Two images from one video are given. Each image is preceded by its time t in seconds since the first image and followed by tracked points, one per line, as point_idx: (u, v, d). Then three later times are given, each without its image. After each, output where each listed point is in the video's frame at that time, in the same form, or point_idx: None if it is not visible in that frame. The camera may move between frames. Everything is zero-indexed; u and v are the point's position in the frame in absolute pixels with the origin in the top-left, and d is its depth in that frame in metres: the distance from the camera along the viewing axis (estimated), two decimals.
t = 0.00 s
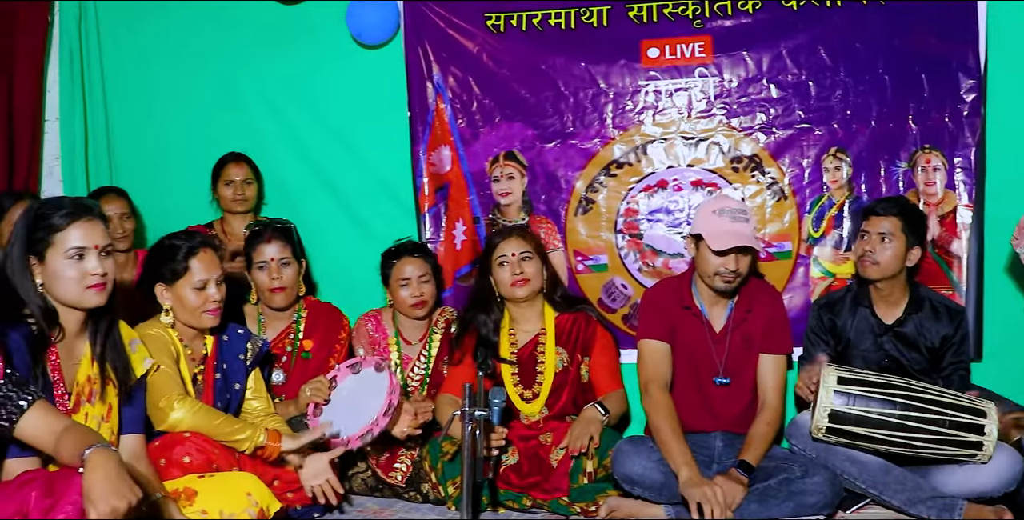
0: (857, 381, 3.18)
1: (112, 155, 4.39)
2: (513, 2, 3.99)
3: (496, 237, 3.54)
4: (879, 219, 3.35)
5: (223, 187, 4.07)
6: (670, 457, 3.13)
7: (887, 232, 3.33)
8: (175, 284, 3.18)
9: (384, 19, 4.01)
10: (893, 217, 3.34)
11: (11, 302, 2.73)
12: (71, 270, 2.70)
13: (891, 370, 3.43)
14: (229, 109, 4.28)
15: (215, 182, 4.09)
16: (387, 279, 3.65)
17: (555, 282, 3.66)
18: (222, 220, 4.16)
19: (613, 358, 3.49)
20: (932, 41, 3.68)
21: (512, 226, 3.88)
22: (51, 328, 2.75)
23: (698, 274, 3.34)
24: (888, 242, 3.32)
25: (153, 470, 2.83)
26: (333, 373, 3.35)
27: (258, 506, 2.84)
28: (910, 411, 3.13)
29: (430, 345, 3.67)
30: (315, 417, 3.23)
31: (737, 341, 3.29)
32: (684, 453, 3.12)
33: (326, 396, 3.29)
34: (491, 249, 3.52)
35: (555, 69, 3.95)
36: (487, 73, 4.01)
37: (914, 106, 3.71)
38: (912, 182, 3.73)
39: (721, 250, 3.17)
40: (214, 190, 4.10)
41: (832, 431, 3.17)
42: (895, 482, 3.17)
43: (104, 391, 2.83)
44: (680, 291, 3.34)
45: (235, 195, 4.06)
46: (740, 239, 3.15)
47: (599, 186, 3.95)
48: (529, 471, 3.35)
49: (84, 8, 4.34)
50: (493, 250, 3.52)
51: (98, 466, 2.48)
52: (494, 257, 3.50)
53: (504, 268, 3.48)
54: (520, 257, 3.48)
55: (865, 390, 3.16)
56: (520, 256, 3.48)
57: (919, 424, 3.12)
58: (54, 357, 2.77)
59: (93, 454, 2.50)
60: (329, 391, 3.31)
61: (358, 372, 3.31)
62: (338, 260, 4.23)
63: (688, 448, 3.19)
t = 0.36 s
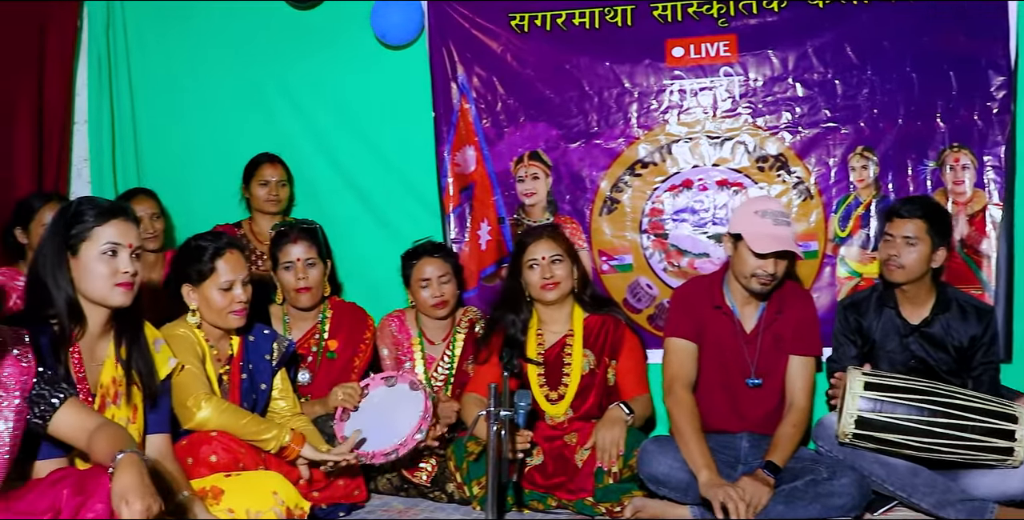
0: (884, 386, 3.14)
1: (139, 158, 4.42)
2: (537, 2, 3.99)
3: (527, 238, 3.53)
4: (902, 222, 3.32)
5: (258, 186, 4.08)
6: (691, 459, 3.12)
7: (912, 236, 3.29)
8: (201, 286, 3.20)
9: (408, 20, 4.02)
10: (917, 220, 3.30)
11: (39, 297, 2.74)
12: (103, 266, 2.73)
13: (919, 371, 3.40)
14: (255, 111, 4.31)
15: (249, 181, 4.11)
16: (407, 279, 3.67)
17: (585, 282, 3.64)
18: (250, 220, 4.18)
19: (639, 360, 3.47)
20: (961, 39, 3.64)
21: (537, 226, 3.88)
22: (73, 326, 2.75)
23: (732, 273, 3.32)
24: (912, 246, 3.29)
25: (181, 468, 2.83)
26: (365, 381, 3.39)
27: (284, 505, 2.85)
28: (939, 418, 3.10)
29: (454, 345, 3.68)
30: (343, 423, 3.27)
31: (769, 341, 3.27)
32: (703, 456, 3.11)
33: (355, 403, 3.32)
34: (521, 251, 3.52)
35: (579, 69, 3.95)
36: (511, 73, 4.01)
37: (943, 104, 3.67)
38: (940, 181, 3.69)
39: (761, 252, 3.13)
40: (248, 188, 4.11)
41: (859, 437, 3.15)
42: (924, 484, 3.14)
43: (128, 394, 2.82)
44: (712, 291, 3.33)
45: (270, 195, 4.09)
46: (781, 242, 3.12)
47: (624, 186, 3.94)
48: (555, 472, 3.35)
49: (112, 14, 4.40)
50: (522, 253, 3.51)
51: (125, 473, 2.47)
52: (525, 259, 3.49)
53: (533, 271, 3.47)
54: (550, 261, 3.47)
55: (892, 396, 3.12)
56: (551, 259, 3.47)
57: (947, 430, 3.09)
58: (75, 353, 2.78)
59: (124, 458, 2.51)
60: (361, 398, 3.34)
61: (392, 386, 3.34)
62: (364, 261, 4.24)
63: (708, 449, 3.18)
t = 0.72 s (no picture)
0: (923, 387, 3.10)
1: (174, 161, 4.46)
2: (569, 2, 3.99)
3: (562, 238, 3.53)
4: (943, 223, 3.27)
5: (287, 188, 4.12)
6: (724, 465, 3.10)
7: (958, 236, 3.25)
8: (235, 287, 3.23)
9: (440, 21, 4.04)
10: (959, 220, 3.26)
11: (74, 294, 2.77)
12: (134, 265, 2.74)
13: (957, 373, 3.35)
14: (287, 112, 4.34)
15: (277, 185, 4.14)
16: (441, 278, 3.68)
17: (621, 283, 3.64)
18: (281, 222, 4.22)
19: (673, 363, 3.46)
20: (999, 35, 3.60)
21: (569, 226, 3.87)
22: (102, 323, 2.76)
23: (763, 273, 3.29)
24: (959, 245, 3.25)
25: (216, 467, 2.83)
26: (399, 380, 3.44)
27: (318, 504, 2.86)
28: (979, 419, 3.07)
29: (487, 345, 3.70)
30: (379, 421, 3.33)
31: (801, 342, 3.24)
32: (736, 462, 3.08)
33: (390, 403, 3.37)
34: (557, 251, 3.51)
35: (611, 69, 3.94)
36: (543, 73, 4.01)
37: (981, 101, 3.62)
38: (978, 179, 3.64)
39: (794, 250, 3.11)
40: (277, 191, 4.15)
41: (896, 438, 3.11)
42: (962, 487, 3.10)
43: (160, 395, 2.82)
44: (743, 291, 3.31)
45: (298, 197, 4.12)
46: (815, 240, 3.09)
47: (656, 186, 3.92)
48: (587, 472, 3.34)
49: (147, 18, 4.44)
50: (558, 253, 3.51)
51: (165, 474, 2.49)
52: (559, 260, 3.49)
53: (568, 272, 3.48)
54: (584, 263, 3.47)
55: (931, 396, 3.09)
56: (585, 261, 3.47)
57: (988, 432, 3.07)
58: (103, 352, 2.77)
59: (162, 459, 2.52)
60: (395, 397, 3.39)
61: (425, 383, 3.42)
62: (396, 262, 4.26)
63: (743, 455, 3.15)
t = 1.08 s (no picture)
0: (957, 385, 3.07)
1: (207, 162, 4.50)
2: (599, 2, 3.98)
3: (583, 239, 3.53)
4: (974, 220, 3.23)
5: (321, 188, 4.14)
6: (755, 464, 3.08)
7: (992, 230, 3.20)
8: (268, 286, 3.25)
9: (471, 21, 4.05)
10: (991, 214, 3.21)
11: (105, 295, 2.82)
12: (156, 265, 2.76)
13: (994, 374, 3.28)
14: (319, 114, 4.37)
15: (313, 183, 4.16)
16: (472, 278, 3.70)
17: (646, 281, 3.63)
18: (313, 222, 4.24)
19: (703, 359, 3.44)
20: None
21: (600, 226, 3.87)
22: (129, 323, 2.80)
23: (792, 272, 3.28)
24: (995, 240, 3.20)
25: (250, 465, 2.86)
26: (422, 373, 3.40)
27: (349, 503, 2.88)
28: (1016, 418, 3.03)
29: (518, 345, 3.69)
30: (405, 417, 3.27)
31: (832, 343, 3.22)
32: (768, 461, 3.06)
33: (415, 396, 3.34)
34: (578, 252, 3.51)
35: (642, 68, 3.93)
36: (574, 73, 4.00)
37: (1018, 98, 3.57)
38: (1015, 177, 3.59)
39: (799, 246, 3.14)
40: (311, 191, 4.17)
41: (931, 436, 3.07)
42: (1000, 490, 3.06)
43: (190, 393, 2.83)
44: (774, 291, 3.28)
45: (334, 197, 4.14)
46: (818, 236, 3.08)
47: (687, 186, 3.91)
48: (619, 472, 3.34)
49: (180, 22, 4.48)
50: (579, 254, 3.51)
51: (193, 479, 2.43)
52: (581, 261, 3.49)
53: (590, 272, 3.47)
54: (605, 261, 3.46)
55: (965, 394, 3.06)
56: (606, 260, 3.46)
57: None
58: (135, 352, 2.81)
59: (189, 462, 2.45)
60: (419, 390, 3.35)
61: (447, 371, 3.37)
62: (428, 262, 4.28)
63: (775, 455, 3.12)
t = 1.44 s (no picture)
0: (989, 383, 3.04)
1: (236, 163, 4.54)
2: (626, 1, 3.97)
3: (609, 239, 3.52)
4: (992, 217, 3.20)
5: (358, 187, 4.15)
6: (783, 463, 3.06)
7: (1012, 226, 3.17)
8: (297, 286, 3.27)
9: (497, 21, 4.05)
10: (1010, 210, 3.19)
11: (138, 300, 2.85)
12: (184, 271, 2.78)
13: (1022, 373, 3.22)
14: (347, 114, 4.39)
15: (349, 181, 4.17)
16: (498, 278, 3.71)
17: (673, 279, 3.60)
18: (342, 222, 4.26)
19: (730, 359, 3.42)
20: None
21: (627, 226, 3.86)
22: (169, 326, 2.83)
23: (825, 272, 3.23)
24: (1016, 236, 3.16)
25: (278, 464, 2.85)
26: (456, 381, 3.42)
27: (377, 503, 2.88)
28: None
29: (545, 344, 3.70)
30: (435, 421, 3.28)
31: (864, 344, 3.19)
32: (796, 460, 3.04)
33: (446, 402, 3.35)
34: (605, 253, 3.51)
35: (669, 67, 3.91)
36: (600, 72, 3.99)
37: None
38: None
39: (840, 246, 3.08)
40: (347, 187, 4.18)
41: (964, 436, 3.02)
42: None
43: (225, 391, 2.84)
44: (806, 290, 3.26)
45: (370, 196, 4.16)
46: (861, 236, 3.04)
47: (715, 186, 3.89)
48: (646, 473, 3.32)
49: (209, 25, 4.52)
50: (606, 255, 3.50)
51: (208, 479, 2.37)
52: (607, 263, 3.49)
53: (616, 273, 3.46)
54: (631, 262, 3.45)
55: (998, 392, 3.02)
56: (632, 260, 3.45)
57: None
58: (173, 352, 2.84)
59: (206, 463, 2.41)
60: (452, 396, 3.37)
61: (483, 384, 3.39)
62: (455, 262, 4.28)
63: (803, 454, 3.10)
